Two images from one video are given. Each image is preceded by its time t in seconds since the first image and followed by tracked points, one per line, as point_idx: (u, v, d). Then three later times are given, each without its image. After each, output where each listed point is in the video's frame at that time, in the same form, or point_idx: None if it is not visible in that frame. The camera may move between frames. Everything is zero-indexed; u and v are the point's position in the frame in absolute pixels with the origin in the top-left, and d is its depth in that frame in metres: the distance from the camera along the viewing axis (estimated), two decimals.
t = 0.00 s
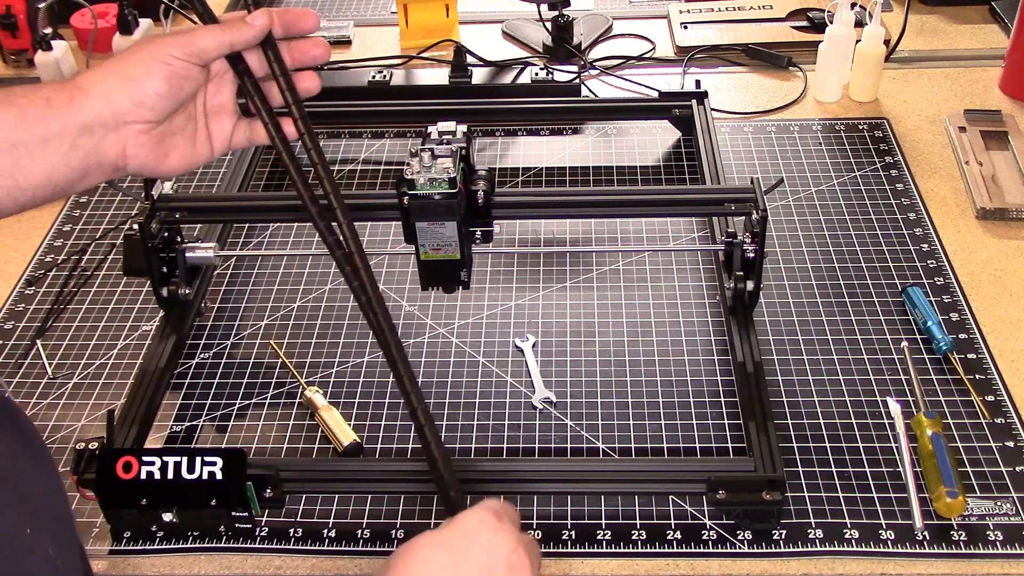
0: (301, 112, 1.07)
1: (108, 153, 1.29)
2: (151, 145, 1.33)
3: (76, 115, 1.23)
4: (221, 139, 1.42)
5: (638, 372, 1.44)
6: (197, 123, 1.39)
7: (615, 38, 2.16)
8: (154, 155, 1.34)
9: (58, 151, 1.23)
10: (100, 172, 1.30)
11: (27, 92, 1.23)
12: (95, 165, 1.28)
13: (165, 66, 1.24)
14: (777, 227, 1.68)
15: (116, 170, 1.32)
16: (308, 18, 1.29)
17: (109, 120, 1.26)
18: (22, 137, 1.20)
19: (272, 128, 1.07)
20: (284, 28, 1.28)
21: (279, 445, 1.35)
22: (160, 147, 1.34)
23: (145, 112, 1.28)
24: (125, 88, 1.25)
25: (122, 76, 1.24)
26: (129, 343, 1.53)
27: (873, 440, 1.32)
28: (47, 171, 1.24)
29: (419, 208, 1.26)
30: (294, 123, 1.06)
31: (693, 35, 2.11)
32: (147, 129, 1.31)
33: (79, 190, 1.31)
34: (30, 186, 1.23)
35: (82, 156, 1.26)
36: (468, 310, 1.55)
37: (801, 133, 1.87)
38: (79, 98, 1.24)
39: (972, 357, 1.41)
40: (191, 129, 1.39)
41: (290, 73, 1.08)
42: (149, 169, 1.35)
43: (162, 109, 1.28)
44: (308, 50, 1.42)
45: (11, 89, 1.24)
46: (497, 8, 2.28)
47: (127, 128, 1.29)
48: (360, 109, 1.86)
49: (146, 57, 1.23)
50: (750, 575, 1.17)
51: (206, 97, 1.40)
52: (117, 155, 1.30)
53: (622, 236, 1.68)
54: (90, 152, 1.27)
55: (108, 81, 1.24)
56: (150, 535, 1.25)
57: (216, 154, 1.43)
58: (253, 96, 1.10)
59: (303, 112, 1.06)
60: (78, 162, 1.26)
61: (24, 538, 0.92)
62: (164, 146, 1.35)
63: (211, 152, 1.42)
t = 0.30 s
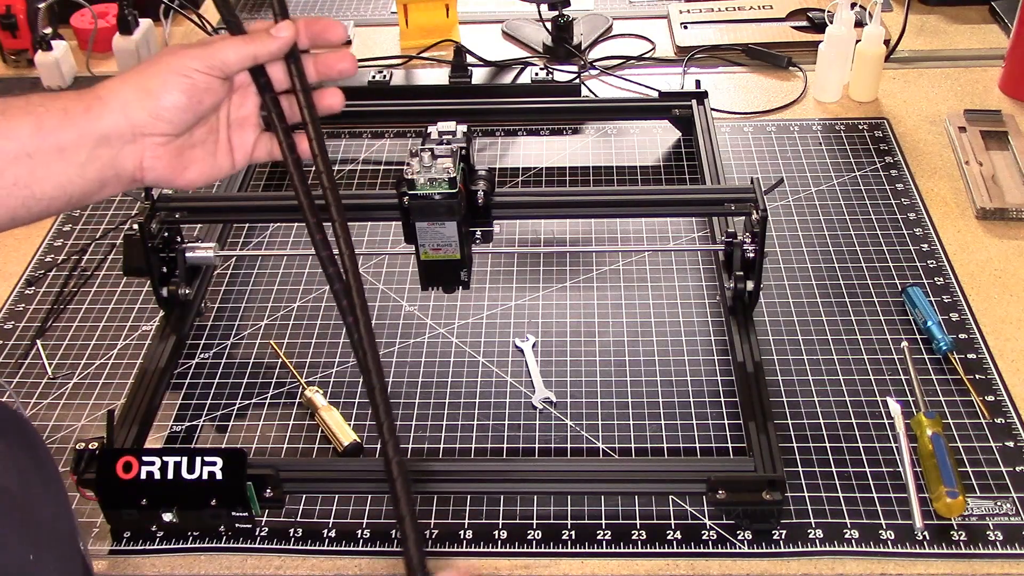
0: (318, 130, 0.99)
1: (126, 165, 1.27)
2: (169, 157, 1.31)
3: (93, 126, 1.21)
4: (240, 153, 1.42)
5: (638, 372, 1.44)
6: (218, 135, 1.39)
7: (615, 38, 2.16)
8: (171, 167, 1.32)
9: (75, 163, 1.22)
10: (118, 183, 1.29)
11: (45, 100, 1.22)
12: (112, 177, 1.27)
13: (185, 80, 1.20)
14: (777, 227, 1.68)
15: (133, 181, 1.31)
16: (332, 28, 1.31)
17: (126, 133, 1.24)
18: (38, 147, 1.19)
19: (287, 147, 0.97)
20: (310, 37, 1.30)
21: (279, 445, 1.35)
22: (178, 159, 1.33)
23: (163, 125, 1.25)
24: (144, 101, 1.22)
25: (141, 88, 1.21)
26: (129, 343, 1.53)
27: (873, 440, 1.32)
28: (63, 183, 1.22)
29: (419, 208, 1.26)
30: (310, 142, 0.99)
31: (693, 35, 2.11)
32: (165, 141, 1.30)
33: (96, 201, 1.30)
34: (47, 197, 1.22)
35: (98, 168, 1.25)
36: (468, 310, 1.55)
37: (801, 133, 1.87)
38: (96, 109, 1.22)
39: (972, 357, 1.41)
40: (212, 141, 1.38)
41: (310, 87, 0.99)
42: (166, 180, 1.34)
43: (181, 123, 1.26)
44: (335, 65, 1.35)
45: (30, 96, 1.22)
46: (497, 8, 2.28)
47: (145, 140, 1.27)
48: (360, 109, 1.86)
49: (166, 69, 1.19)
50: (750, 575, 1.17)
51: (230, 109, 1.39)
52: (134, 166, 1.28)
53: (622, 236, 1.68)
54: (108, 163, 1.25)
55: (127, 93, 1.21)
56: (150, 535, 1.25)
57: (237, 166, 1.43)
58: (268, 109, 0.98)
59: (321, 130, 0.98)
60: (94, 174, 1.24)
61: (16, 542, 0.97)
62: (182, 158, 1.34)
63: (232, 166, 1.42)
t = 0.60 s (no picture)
0: (332, 148, 1.07)
1: (143, 178, 1.28)
2: (186, 170, 1.32)
3: (110, 139, 1.21)
4: (260, 168, 1.42)
5: (638, 371, 1.44)
6: (238, 149, 1.39)
7: (615, 37, 2.16)
8: (187, 179, 1.33)
9: (92, 175, 1.22)
10: (134, 195, 1.29)
11: (64, 111, 1.22)
12: (129, 189, 1.27)
13: (203, 94, 1.20)
14: (777, 227, 1.68)
15: (149, 193, 1.32)
16: (355, 42, 1.29)
17: (144, 146, 1.24)
18: (55, 159, 1.19)
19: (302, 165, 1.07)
20: (334, 51, 1.29)
21: (279, 445, 1.36)
22: (195, 172, 1.34)
23: (181, 139, 1.25)
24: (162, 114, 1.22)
25: (160, 102, 1.21)
26: (129, 343, 1.53)
27: (873, 440, 1.32)
28: (80, 195, 1.23)
29: (419, 208, 1.26)
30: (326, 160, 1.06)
31: (694, 35, 2.11)
32: (183, 155, 1.30)
33: (112, 212, 1.30)
34: (63, 209, 1.22)
35: (114, 179, 1.25)
36: (468, 310, 1.55)
37: (801, 133, 1.87)
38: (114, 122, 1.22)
39: (972, 357, 1.41)
40: (232, 155, 1.39)
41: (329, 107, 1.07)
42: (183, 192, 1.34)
43: (199, 137, 1.26)
44: (357, 80, 1.38)
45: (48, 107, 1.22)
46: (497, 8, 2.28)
47: (162, 154, 1.27)
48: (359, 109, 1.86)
49: (184, 84, 1.19)
50: (750, 575, 1.17)
51: (251, 124, 1.39)
52: (151, 179, 1.29)
53: (622, 236, 1.68)
54: (124, 176, 1.26)
55: (145, 106, 1.21)
56: (150, 535, 1.25)
57: (257, 181, 1.43)
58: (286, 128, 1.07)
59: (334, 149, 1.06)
60: (111, 186, 1.25)
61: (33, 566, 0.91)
62: (199, 172, 1.34)
63: (251, 181, 1.42)
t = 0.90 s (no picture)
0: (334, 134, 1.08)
1: (149, 164, 1.27)
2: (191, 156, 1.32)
3: (116, 125, 1.21)
4: (265, 154, 1.43)
5: (638, 371, 1.44)
6: (243, 137, 1.40)
7: (615, 37, 2.16)
8: (192, 166, 1.33)
9: (98, 161, 1.22)
10: (140, 182, 1.29)
11: (69, 98, 1.21)
12: (135, 175, 1.27)
13: (210, 81, 1.20)
14: (777, 227, 1.68)
15: (155, 181, 1.31)
16: (360, 27, 1.30)
17: (150, 132, 1.24)
18: (62, 145, 1.19)
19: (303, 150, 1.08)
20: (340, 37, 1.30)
21: (279, 445, 1.36)
22: (200, 159, 1.34)
23: (187, 125, 1.26)
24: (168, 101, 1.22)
25: (166, 88, 1.21)
26: (129, 343, 1.53)
27: (873, 440, 1.32)
28: (86, 181, 1.22)
29: (420, 208, 1.26)
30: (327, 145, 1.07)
31: (694, 35, 2.11)
32: (188, 141, 1.30)
33: (118, 199, 1.29)
34: (70, 195, 1.22)
35: (121, 166, 1.24)
36: (468, 310, 1.55)
37: (801, 133, 1.87)
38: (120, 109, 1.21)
39: (972, 357, 1.41)
40: (237, 142, 1.40)
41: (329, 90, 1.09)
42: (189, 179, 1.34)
43: (205, 122, 1.26)
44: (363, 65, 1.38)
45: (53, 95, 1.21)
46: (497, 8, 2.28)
47: (168, 140, 1.27)
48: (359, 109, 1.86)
49: (191, 70, 1.20)
50: (750, 575, 1.17)
51: (256, 110, 1.40)
52: (158, 165, 1.29)
53: (622, 236, 1.68)
54: (131, 162, 1.25)
55: (151, 92, 1.21)
56: (150, 535, 1.25)
57: (261, 167, 1.44)
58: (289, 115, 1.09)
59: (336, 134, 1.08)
60: (117, 172, 1.24)
61: (17, 555, 0.95)
62: (204, 158, 1.35)
63: (256, 167, 1.43)
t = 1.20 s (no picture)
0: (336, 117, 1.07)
1: (162, 144, 1.24)
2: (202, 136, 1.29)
3: (132, 106, 1.17)
4: (272, 134, 1.43)
5: (638, 371, 1.44)
6: (252, 118, 1.40)
7: (615, 37, 2.16)
8: (203, 145, 1.30)
9: (114, 142, 1.18)
10: (153, 163, 1.26)
11: (81, 79, 1.17)
12: (149, 156, 1.24)
13: (223, 59, 1.18)
14: (777, 227, 1.68)
15: (167, 161, 1.28)
16: (368, 8, 1.28)
17: (164, 112, 1.21)
18: (79, 127, 1.14)
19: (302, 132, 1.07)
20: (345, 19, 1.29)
21: (279, 445, 1.36)
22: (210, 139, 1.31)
23: (201, 104, 1.23)
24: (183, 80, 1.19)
25: (181, 67, 1.19)
26: (129, 343, 1.53)
27: (873, 440, 1.32)
28: (103, 163, 1.18)
29: (419, 207, 1.26)
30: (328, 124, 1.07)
31: (694, 35, 2.11)
32: (199, 120, 1.27)
33: (130, 180, 1.26)
34: (86, 176, 1.17)
35: (136, 147, 1.21)
36: (468, 310, 1.55)
37: (802, 133, 1.87)
38: (134, 89, 1.18)
39: (972, 357, 1.41)
40: (246, 123, 1.39)
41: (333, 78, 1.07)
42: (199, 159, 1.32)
43: (218, 102, 1.24)
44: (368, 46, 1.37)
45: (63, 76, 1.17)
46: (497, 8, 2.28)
47: (181, 119, 1.24)
48: (359, 109, 1.86)
49: (206, 49, 1.17)
50: (750, 575, 1.17)
51: (264, 91, 1.41)
52: (170, 145, 1.25)
53: (622, 236, 1.68)
54: (146, 143, 1.22)
55: (165, 72, 1.18)
56: (150, 535, 1.25)
57: (269, 148, 1.44)
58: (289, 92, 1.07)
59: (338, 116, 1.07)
60: (133, 152, 1.21)
61: (17, 555, 0.95)
62: (214, 138, 1.32)
63: (264, 147, 1.43)
